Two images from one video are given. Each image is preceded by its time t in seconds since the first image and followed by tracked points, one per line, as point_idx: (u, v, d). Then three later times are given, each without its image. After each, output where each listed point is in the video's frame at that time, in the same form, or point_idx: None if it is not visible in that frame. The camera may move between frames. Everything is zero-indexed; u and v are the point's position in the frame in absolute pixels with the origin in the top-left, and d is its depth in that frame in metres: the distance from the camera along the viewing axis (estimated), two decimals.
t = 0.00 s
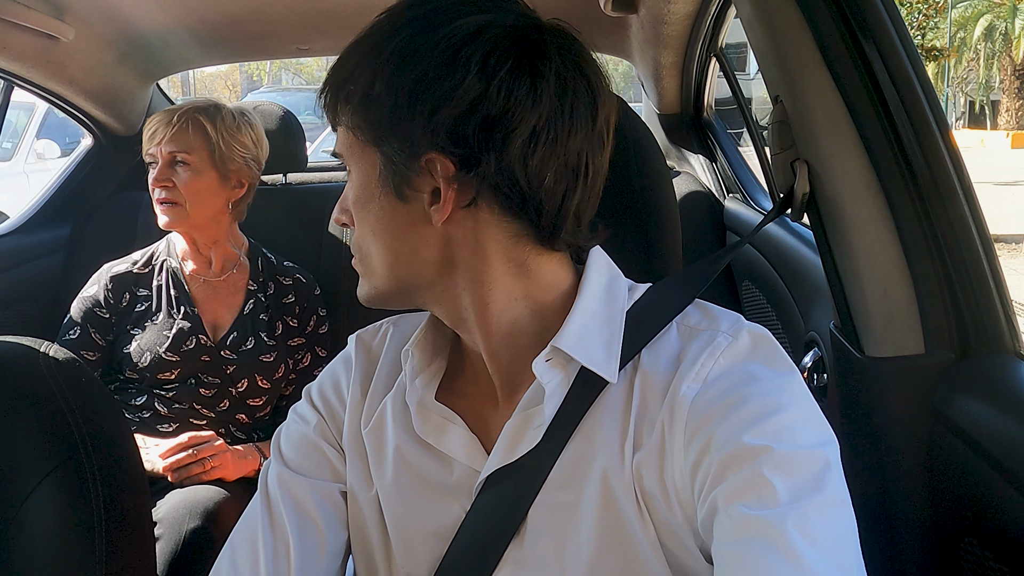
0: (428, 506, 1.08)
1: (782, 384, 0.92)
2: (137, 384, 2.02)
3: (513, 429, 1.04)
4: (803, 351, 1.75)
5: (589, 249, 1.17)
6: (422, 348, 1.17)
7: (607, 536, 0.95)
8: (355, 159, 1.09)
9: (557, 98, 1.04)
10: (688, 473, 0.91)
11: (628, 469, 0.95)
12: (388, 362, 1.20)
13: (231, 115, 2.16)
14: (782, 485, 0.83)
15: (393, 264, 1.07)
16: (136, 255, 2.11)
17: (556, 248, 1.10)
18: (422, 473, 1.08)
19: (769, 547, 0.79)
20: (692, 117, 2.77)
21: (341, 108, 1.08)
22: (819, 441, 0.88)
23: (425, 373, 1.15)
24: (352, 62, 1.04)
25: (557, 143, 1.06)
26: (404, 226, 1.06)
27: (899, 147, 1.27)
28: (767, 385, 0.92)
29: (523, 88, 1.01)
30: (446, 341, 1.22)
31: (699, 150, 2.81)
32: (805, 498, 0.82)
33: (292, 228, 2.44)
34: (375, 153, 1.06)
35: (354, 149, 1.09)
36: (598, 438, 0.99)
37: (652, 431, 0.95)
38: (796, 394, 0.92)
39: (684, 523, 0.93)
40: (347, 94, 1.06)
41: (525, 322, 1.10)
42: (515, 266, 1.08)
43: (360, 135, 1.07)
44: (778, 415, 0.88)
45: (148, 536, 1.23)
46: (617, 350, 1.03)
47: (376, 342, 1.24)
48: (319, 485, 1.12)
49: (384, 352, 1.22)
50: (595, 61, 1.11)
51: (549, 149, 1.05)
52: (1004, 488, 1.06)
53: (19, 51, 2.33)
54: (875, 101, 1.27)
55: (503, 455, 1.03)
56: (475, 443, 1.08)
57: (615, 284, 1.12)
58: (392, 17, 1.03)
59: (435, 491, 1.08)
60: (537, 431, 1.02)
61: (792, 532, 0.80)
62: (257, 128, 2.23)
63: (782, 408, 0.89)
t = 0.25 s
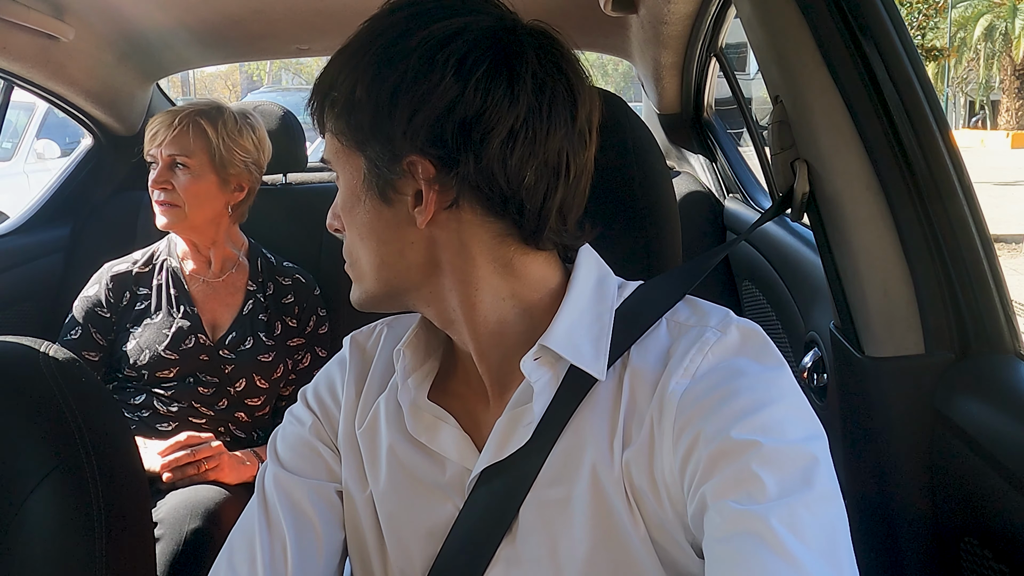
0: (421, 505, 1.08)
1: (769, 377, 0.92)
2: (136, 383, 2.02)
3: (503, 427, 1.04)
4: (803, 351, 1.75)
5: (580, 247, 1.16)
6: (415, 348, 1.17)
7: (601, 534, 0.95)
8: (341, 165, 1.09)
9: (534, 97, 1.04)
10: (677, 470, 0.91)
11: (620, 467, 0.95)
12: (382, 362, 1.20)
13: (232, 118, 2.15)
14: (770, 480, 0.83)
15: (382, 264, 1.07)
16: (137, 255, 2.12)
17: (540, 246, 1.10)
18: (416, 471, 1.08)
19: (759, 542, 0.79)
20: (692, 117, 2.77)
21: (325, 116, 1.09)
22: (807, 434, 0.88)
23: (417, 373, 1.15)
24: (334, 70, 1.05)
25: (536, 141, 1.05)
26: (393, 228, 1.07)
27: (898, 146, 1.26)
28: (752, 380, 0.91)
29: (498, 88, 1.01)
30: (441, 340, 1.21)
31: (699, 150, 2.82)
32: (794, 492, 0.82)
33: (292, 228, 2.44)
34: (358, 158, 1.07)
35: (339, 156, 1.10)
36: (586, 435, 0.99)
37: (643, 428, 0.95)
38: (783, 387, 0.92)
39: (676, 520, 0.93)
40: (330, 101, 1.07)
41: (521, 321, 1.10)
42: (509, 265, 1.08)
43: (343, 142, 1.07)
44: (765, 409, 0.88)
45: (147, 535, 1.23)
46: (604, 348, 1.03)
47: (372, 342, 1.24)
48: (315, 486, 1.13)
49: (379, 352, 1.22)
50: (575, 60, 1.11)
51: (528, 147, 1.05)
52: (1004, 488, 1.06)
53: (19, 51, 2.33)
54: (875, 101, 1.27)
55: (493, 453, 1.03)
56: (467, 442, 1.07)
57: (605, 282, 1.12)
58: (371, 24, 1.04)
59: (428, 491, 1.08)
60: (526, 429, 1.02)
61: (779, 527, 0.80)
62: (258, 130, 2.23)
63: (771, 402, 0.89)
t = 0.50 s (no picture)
0: (422, 507, 1.08)
1: (771, 376, 0.93)
2: (135, 384, 2.02)
3: (506, 430, 1.04)
4: (803, 351, 1.75)
5: (579, 250, 1.17)
6: (415, 349, 1.17)
7: (601, 534, 0.95)
8: (344, 164, 1.08)
9: (546, 99, 1.05)
10: (678, 468, 0.91)
11: (620, 466, 0.95)
12: (382, 364, 1.20)
13: (232, 120, 2.15)
14: (769, 475, 0.83)
15: (386, 267, 1.07)
16: (138, 254, 2.12)
17: (546, 247, 1.10)
18: (417, 473, 1.08)
19: (757, 536, 0.79)
20: (692, 117, 2.77)
21: (329, 114, 1.08)
22: (808, 432, 0.89)
23: (419, 374, 1.15)
24: (339, 68, 1.04)
25: (548, 143, 1.07)
26: (397, 230, 1.06)
27: (899, 146, 1.27)
28: (753, 378, 0.92)
29: (510, 89, 1.02)
30: (440, 342, 1.21)
31: (699, 150, 2.82)
32: (791, 486, 0.82)
33: (292, 228, 2.44)
34: (364, 157, 1.06)
35: (342, 155, 1.09)
36: (586, 437, 0.99)
37: (643, 428, 0.96)
38: (785, 386, 0.92)
39: (676, 520, 0.93)
40: (335, 99, 1.06)
41: (521, 323, 1.10)
42: (512, 268, 1.08)
43: (349, 141, 1.07)
44: (766, 407, 0.88)
45: (148, 536, 1.22)
46: (609, 351, 1.03)
47: (371, 344, 1.24)
48: (314, 488, 1.13)
49: (378, 354, 1.22)
50: (580, 61, 1.12)
51: (540, 148, 1.06)
52: (1004, 488, 1.06)
53: (18, 50, 2.33)
54: (874, 100, 1.27)
55: (496, 455, 1.03)
56: (469, 444, 1.07)
57: (606, 284, 1.12)
58: (376, 20, 1.03)
59: (429, 493, 1.08)
60: (530, 433, 1.02)
61: (775, 518, 0.80)
62: (259, 132, 2.23)
63: (771, 399, 0.89)
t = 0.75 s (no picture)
0: (423, 507, 1.08)
1: (774, 376, 0.93)
2: (135, 383, 2.01)
3: (508, 431, 1.04)
4: (803, 351, 1.75)
5: (580, 252, 1.17)
6: (417, 349, 1.17)
7: (602, 534, 0.95)
8: (353, 159, 1.07)
9: (562, 101, 1.07)
10: (681, 467, 0.91)
11: (621, 466, 0.95)
12: (382, 365, 1.20)
13: (236, 121, 2.15)
14: (770, 473, 0.83)
15: (390, 266, 1.06)
16: (139, 252, 2.11)
17: (554, 249, 1.11)
18: (418, 474, 1.08)
19: (757, 532, 0.79)
20: (692, 117, 2.77)
21: (338, 109, 1.07)
22: (810, 431, 0.89)
23: (420, 375, 1.15)
24: (352, 62, 1.03)
25: (562, 145, 1.09)
26: (401, 231, 1.06)
27: (899, 146, 1.27)
28: (756, 378, 0.92)
29: (529, 90, 1.04)
30: (440, 342, 1.21)
31: (699, 150, 2.82)
32: (791, 482, 0.82)
33: (292, 228, 2.44)
34: (375, 154, 1.05)
35: (350, 151, 1.08)
36: (587, 438, 0.99)
37: (646, 427, 0.96)
38: (788, 386, 0.93)
39: (677, 520, 0.93)
40: (346, 94, 1.05)
41: (522, 324, 1.10)
42: (513, 268, 1.08)
43: (359, 136, 1.06)
44: (768, 405, 0.89)
45: (148, 535, 1.22)
46: (611, 352, 1.03)
47: (371, 344, 1.24)
48: (313, 488, 1.13)
49: (378, 354, 1.22)
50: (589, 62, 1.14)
51: (555, 151, 1.08)
52: (1004, 488, 1.05)
53: (19, 50, 2.33)
54: (875, 100, 1.27)
55: (499, 456, 1.03)
56: (471, 445, 1.07)
57: (608, 285, 1.12)
58: (390, 15, 1.02)
59: (429, 493, 1.08)
60: (531, 434, 1.02)
61: (776, 514, 0.80)
62: (263, 132, 2.23)
63: (773, 398, 0.90)
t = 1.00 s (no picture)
0: (423, 508, 1.08)
1: (775, 377, 0.93)
2: (136, 383, 2.01)
3: (510, 433, 1.03)
4: (803, 351, 1.75)
5: (581, 253, 1.17)
6: (418, 350, 1.17)
7: (602, 535, 0.95)
8: (357, 159, 1.07)
9: (571, 104, 1.08)
10: (681, 468, 0.91)
11: (621, 467, 0.95)
12: (382, 365, 1.20)
13: (239, 121, 2.15)
14: (770, 474, 0.83)
15: (392, 268, 1.06)
16: (140, 251, 2.11)
17: (557, 251, 1.12)
18: (418, 474, 1.08)
19: (758, 534, 0.79)
20: (692, 117, 2.77)
21: (341, 107, 1.06)
22: (810, 432, 0.89)
23: (420, 376, 1.15)
24: (358, 61, 1.03)
25: (569, 149, 1.09)
26: (403, 233, 1.06)
27: (899, 146, 1.27)
28: (757, 379, 0.92)
29: (539, 93, 1.04)
30: (440, 343, 1.21)
31: (699, 150, 2.82)
32: (791, 484, 0.82)
33: (292, 228, 2.44)
34: (380, 154, 1.05)
35: (354, 150, 1.07)
36: (588, 440, 1.00)
37: (646, 429, 0.96)
38: (789, 387, 0.93)
39: (678, 521, 0.93)
40: (350, 93, 1.04)
41: (523, 326, 1.10)
42: (514, 269, 1.08)
43: (364, 136, 1.06)
44: (769, 407, 0.89)
45: (148, 535, 1.22)
46: (613, 353, 1.03)
47: (371, 344, 1.24)
48: (313, 488, 1.13)
49: (378, 354, 1.22)
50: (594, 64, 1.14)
51: (562, 155, 1.09)
52: (1005, 488, 1.05)
53: (19, 50, 2.33)
54: (876, 100, 1.28)
55: (500, 457, 1.02)
56: (472, 446, 1.07)
57: (609, 286, 1.12)
58: (397, 14, 1.02)
59: (429, 494, 1.08)
60: (533, 436, 1.01)
61: (776, 516, 0.80)
62: (265, 132, 2.23)
63: (773, 399, 0.90)
